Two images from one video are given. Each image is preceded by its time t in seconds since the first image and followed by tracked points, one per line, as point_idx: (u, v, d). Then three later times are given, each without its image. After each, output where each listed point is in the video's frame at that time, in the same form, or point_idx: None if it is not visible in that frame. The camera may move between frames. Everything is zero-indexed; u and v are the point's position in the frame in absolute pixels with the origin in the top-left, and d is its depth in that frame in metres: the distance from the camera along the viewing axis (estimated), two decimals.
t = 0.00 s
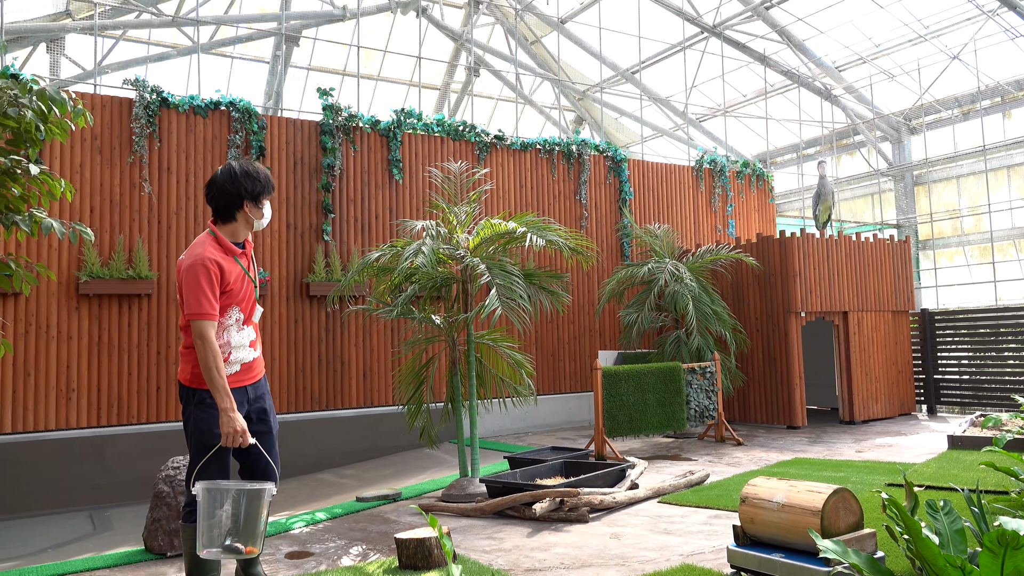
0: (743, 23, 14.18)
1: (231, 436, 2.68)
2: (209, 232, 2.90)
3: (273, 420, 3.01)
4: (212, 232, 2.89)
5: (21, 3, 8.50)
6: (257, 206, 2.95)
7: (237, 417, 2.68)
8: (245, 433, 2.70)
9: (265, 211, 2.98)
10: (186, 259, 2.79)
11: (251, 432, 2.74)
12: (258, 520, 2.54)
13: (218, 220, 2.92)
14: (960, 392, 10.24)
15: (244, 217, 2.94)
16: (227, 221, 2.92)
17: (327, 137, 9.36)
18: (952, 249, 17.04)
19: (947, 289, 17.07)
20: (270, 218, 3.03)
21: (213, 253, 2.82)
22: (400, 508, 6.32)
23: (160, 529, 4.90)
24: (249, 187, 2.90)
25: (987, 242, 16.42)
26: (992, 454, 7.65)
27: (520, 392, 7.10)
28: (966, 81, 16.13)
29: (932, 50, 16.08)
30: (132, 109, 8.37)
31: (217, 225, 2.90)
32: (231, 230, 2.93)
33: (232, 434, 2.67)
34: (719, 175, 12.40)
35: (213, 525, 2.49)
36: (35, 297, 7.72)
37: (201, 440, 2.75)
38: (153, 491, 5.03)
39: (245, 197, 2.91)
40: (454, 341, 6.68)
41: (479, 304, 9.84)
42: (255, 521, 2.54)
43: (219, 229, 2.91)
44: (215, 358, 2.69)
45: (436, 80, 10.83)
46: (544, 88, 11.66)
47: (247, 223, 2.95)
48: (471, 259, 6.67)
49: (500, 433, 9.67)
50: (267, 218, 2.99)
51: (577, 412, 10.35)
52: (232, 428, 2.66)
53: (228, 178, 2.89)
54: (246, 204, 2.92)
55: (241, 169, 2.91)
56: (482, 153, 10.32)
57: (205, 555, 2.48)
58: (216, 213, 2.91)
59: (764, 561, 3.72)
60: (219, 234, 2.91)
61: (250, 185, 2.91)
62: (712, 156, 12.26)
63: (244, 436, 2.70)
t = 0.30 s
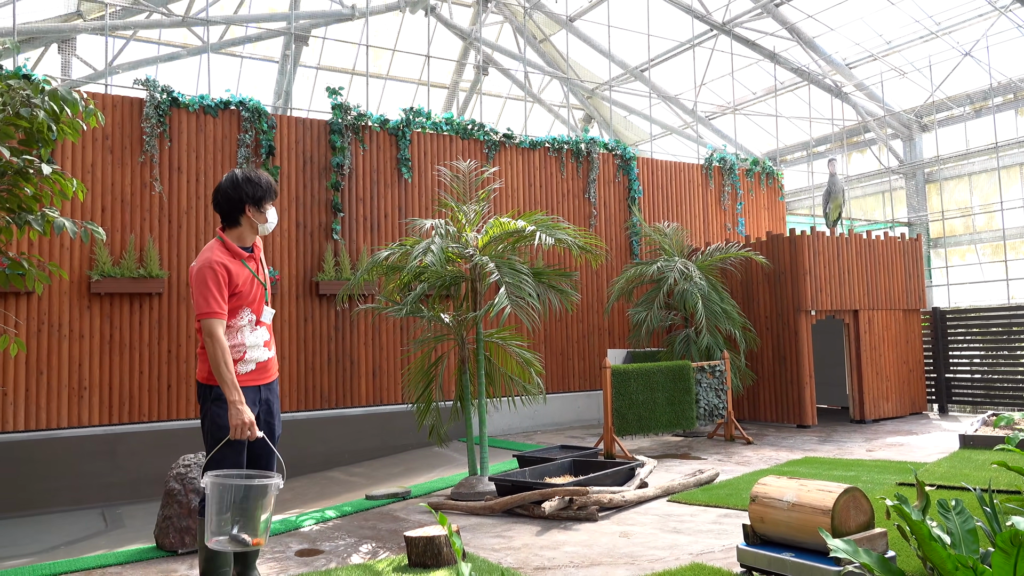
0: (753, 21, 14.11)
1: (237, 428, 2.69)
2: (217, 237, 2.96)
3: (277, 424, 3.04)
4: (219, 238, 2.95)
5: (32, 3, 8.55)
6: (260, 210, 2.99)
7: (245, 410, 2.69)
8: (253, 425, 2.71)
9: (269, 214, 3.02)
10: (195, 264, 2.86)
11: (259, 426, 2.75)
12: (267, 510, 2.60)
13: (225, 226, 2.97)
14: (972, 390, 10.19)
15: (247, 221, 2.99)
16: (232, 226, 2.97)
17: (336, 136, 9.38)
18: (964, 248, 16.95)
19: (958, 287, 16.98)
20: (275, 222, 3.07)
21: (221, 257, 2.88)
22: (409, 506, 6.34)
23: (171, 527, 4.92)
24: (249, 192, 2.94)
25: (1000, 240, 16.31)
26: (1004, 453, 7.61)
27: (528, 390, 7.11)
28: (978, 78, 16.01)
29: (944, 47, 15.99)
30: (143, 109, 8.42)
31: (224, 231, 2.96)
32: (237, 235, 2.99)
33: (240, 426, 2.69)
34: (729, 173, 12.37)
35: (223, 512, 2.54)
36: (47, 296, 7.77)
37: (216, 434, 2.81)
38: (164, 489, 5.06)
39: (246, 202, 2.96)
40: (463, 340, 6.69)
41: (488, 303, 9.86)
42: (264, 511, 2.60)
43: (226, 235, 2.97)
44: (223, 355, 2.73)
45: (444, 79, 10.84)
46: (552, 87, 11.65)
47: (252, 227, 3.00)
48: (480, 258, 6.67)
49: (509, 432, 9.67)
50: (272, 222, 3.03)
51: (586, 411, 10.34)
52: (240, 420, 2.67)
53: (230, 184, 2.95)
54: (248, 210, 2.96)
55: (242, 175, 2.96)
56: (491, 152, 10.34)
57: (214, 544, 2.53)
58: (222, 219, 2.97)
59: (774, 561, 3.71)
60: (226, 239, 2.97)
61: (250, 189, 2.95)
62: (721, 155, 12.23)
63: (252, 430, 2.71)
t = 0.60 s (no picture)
0: (761, 18, 14.10)
1: (251, 415, 2.79)
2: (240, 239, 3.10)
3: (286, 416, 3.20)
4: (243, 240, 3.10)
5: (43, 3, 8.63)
6: (277, 214, 3.14)
7: (258, 397, 2.80)
8: (266, 412, 2.80)
9: (287, 219, 3.16)
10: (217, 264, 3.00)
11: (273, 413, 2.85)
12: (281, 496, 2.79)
13: (247, 229, 3.12)
14: (982, 389, 10.15)
15: (266, 226, 3.13)
16: (254, 229, 3.12)
17: (344, 134, 9.40)
18: (974, 246, 16.74)
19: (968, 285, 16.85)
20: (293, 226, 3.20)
21: (243, 257, 3.02)
22: (417, 504, 6.35)
23: (180, 524, 4.95)
24: (266, 196, 3.09)
25: (1011, 237, 16.11)
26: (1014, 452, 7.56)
27: (535, 388, 7.12)
28: (989, 74, 15.86)
29: (953, 44, 15.98)
30: (151, 107, 8.45)
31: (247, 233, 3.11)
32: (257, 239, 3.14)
33: (253, 412, 2.78)
34: (737, 171, 12.31)
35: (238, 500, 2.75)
36: (57, 294, 7.83)
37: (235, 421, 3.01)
38: (174, 486, 5.07)
39: (264, 207, 3.11)
40: (471, 338, 6.70)
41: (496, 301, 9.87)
42: (278, 500, 2.79)
43: (248, 238, 3.12)
44: (239, 346, 2.85)
45: (452, 78, 10.84)
46: (560, 85, 11.63)
47: (271, 230, 3.14)
48: (489, 256, 6.67)
49: (517, 430, 9.66)
50: (289, 226, 3.17)
51: (593, 410, 10.33)
52: (253, 406, 2.77)
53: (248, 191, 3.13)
54: (266, 214, 3.12)
55: (260, 182, 3.12)
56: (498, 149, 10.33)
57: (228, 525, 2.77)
58: (244, 223, 3.12)
59: (782, 560, 3.68)
60: (249, 241, 3.11)
61: (267, 195, 3.11)
62: (729, 152, 12.19)
63: (265, 416, 2.80)
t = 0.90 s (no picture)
0: (761, 17, 14.10)
1: (270, 416, 2.97)
2: (258, 240, 3.20)
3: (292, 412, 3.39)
4: (261, 241, 3.20)
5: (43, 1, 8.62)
6: (296, 218, 3.28)
7: (276, 400, 2.96)
8: (283, 414, 2.99)
9: (304, 223, 3.31)
10: (238, 262, 3.08)
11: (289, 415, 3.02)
12: (296, 491, 2.88)
13: (263, 230, 3.26)
14: (981, 388, 10.17)
15: (284, 228, 3.27)
16: (271, 231, 3.26)
17: (343, 133, 9.40)
18: (973, 245, 16.75)
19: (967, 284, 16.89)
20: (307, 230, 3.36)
21: (263, 259, 3.12)
22: (416, 502, 6.35)
23: (179, 522, 4.93)
24: (287, 201, 3.23)
25: (1010, 236, 16.13)
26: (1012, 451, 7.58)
27: (534, 386, 7.11)
28: (988, 73, 15.88)
29: (953, 42, 15.95)
30: (151, 105, 8.44)
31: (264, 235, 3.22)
32: (272, 240, 3.27)
33: (272, 414, 2.96)
34: (736, 169, 12.33)
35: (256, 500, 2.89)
36: (56, 291, 7.82)
37: (248, 425, 3.09)
38: (172, 484, 5.11)
39: (285, 211, 3.25)
40: (470, 336, 6.70)
41: (494, 299, 9.88)
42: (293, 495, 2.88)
43: (265, 238, 3.24)
44: (259, 345, 2.97)
45: (452, 76, 10.83)
46: (560, 83, 11.64)
47: (288, 234, 3.27)
48: (488, 254, 6.67)
49: (516, 429, 9.67)
50: (305, 230, 3.32)
51: (592, 408, 10.34)
52: (272, 409, 2.94)
53: (269, 193, 3.25)
54: (286, 217, 3.25)
55: (282, 186, 3.26)
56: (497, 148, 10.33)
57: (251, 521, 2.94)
58: (262, 224, 3.25)
59: (781, 558, 3.69)
60: (265, 242, 3.22)
61: (288, 199, 3.25)
62: (728, 151, 12.19)
63: (282, 418, 2.99)
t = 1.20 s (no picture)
0: (758, 15, 14.12)
1: (285, 434, 2.94)
2: (271, 249, 3.22)
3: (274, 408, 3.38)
4: (273, 250, 3.21)
5: None
6: (310, 231, 3.32)
7: (293, 418, 2.95)
8: (299, 432, 2.97)
9: (315, 235, 3.35)
10: (253, 273, 3.09)
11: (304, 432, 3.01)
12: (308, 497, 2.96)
13: (275, 238, 3.27)
14: (977, 386, 10.20)
15: (297, 240, 3.30)
16: (284, 242, 3.28)
17: (340, 132, 9.38)
18: (969, 243, 16.84)
19: (964, 282, 16.93)
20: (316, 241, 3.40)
21: (278, 272, 3.15)
22: (413, 501, 6.35)
23: (176, 522, 4.92)
24: (304, 215, 3.28)
25: (1006, 234, 16.22)
26: (1009, 449, 7.59)
27: (531, 385, 7.10)
28: (984, 72, 15.95)
29: (949, 41, 15.98)
30: (147, 105, 8.42)
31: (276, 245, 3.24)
32: (284, 250, 3.30)
33: (288, 433, 2.94)
34: (733, 168, 12.37)
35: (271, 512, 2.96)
36: (52, 291, 7.81)
37: (233, 428, 3.09)
38: (169, 484, 5.08)
39: (301, 223, 3.28)
40: (467, 335, 6.69)
41: (492, 298, 9.90)
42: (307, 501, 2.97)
43: (277, 247, 3.26)
44: (275, 364, 3.02)
45: (448, 75, 10.83)
46: (556, 82, 11.63)
47: (300, 245, 3.32)
48: (485, 254, 6.67)
49: (513, 428, 9.67)
50: (315, 242, 3.37)
51: (589, 407, 10.34)
52: (290, 428, 2.93)
53: (288, 204, 3.26)
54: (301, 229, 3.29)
55: (300, 198, 3.28)
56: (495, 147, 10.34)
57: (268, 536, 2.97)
58: (275, 233, 3.26)
59: (778, 556, 3.69)
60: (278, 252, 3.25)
61: (305, 212, 3.29)
62: (725, 150, 12.22)
63: (300, 436, 2.97)
